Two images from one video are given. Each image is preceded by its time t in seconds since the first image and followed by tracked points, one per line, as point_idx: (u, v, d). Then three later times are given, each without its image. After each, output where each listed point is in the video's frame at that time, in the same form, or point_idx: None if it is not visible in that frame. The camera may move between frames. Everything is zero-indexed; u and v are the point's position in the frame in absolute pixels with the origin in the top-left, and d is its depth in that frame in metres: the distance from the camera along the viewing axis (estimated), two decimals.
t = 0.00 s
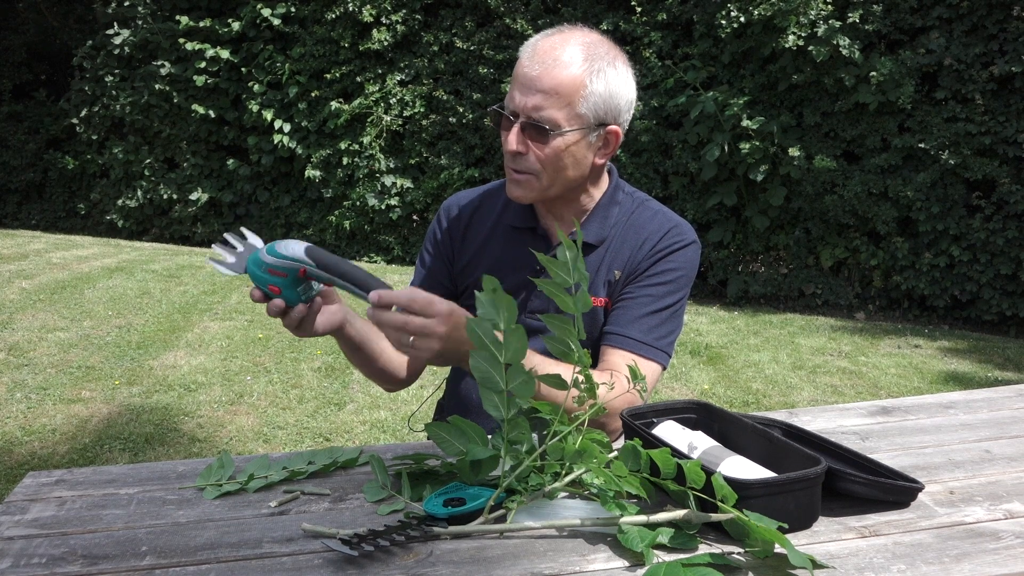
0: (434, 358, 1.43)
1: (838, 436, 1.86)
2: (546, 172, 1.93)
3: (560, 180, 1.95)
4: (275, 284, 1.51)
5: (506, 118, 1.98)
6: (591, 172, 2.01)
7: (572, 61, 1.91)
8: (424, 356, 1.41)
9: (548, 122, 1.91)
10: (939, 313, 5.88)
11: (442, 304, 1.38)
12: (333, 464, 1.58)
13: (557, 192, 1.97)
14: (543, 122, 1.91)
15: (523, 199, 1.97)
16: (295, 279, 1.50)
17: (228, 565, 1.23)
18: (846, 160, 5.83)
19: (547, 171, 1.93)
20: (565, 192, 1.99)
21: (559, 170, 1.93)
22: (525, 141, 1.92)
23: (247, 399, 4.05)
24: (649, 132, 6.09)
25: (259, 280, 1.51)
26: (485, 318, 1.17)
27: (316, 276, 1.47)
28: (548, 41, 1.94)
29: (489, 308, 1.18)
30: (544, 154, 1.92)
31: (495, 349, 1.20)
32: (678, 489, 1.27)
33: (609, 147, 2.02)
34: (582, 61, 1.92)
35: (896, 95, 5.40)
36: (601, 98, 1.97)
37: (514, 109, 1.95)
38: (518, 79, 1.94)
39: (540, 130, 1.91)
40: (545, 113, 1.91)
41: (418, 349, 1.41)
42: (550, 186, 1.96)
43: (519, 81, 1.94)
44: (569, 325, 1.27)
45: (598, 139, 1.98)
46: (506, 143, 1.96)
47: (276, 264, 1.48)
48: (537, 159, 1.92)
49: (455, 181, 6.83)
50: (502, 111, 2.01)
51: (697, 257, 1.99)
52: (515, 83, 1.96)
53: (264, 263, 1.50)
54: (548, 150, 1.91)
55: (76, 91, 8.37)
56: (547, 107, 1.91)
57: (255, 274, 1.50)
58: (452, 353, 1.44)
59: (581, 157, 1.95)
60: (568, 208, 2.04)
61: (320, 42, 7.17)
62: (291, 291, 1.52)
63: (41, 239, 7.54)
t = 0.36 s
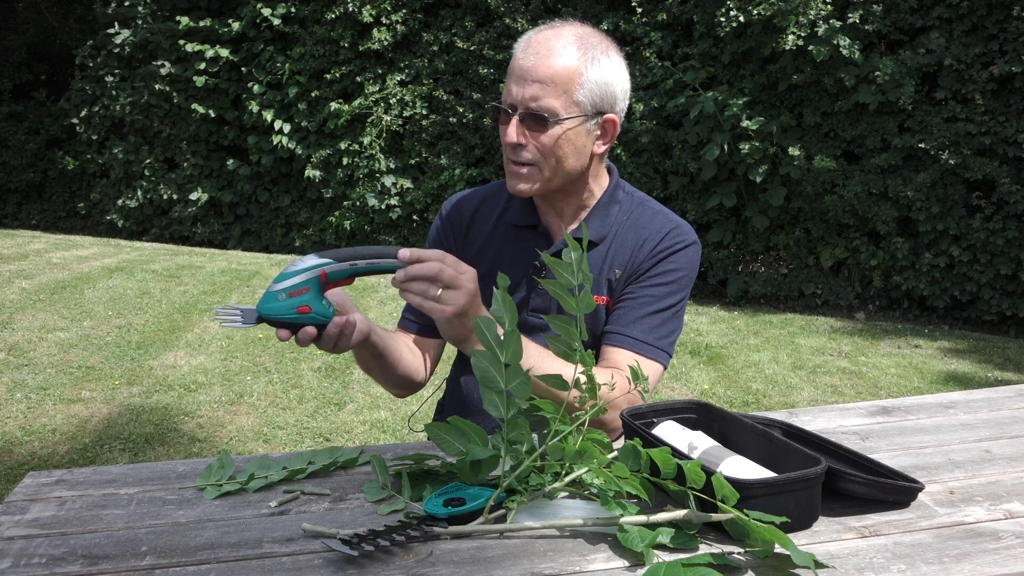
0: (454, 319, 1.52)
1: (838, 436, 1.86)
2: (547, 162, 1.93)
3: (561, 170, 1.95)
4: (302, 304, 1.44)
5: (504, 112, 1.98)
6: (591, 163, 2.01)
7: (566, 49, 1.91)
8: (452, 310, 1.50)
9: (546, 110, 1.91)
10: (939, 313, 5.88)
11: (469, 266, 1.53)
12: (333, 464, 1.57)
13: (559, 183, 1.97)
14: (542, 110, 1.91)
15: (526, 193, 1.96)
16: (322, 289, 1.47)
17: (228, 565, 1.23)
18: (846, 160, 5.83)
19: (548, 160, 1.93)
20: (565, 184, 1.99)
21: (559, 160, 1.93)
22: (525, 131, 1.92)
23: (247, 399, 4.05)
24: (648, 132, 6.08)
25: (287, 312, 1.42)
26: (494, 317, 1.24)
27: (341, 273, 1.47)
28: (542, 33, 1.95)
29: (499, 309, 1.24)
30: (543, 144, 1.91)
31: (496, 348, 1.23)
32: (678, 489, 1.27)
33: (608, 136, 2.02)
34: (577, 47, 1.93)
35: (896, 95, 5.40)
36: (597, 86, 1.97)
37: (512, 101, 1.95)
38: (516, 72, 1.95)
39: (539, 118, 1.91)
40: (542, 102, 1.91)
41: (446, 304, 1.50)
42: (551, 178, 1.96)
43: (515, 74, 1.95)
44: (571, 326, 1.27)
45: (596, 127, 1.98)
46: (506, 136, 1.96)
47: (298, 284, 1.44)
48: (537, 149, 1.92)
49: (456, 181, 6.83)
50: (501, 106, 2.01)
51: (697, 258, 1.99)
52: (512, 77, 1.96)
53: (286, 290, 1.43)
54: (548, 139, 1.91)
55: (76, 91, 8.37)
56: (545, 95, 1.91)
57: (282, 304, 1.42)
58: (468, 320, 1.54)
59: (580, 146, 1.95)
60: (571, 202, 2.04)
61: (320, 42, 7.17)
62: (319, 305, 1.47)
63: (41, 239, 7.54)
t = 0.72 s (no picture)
0: (443, 298, 1.66)
1: (838, 436, 1.86)
2: (546, 169, 1.93)
3: (561, 178, 1.95)
4: (323, 273, 1.58)
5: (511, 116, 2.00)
6: (594, 173, 2.00)
7: (574, 59, 1.91)
8: (438, 285, 1.66)
9: (548, 119, 1.92)
10: (939, 313, 5.88)
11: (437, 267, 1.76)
12: (333, 464, 1.57)
13: (558, 190, 1.97)
14: (544, 118, 1.92)
15: (525, 197, 1.97)
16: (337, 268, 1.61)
17: (228, 565, 1.23)
18: (846, 160, 5.83)
19: (547, 168, 1.93)
20: (566, 191, 1.99)
21: (558, 168, 1.94)
22: (526, 137, 1.93)
23: (247, 399, 4.05)
24: (649, 132, 6.08)
25: (307, 282, 1.56)
26: (515, 316, 1.23)
27: (344, 264, 1.61)
28: (554, 40, 1.95)
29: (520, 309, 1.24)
30: (543, 151, 1.92)
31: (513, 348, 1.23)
32: (678, 489, 1.27)
33: (613, 147, 2.01)
34: (586, 58, 1.92)
35: (896, 95, 5.40)
36: (603, 97, 1.96)
37: (518, 105, 1.96)
38: (524, 77, 1.95)
39: (540, 126, 1.92)
40: (545, 110, 1.92)
41: (432, 283, 1.66)
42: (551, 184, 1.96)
43: (524, 78, 1.96)
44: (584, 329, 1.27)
45: (600, 139, 1.97)
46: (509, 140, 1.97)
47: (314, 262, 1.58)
48: (537, 155, 1.93)
49: (455, 181, 6.82)
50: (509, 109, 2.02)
51: (698, 258, 1.99)
52: (521, 81, 1.97)
53: (304, 267, 1.57)
54: (548, 147, 1.92)
55: (76, 91, 8.37)
56: (548, 103, 1.92)
57: (303, 275, 1.56)
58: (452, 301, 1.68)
59: (582, 156, 1.94)
60: (573, 209, 2.04)
61: (320, 42, 7.17)
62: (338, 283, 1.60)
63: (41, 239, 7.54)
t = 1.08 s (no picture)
0: (443, 297, 1.66)
1: (838, 436, 1.86)
2: (549, 167, 1.93)
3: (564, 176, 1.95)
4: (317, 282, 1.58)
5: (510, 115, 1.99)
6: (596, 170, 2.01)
7: (575, 57, 1.91)
8: (439, 284, 1.66)
9: (551, 117, 1.92)
10: (939, 313, 5.87)
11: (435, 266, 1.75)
12: (333, 464, 1.57)
13: (561, 189, 1.97)
14: (546, 117, 1.92)
15: (528, 196, 1.97)
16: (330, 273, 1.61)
17: (228, 565, 1.23)
18: (846, 160, 5.83)
19: (550, 167, 1.93)
20: (568, 190, 1.99)
21: (561, 167, 1.94)
22: (528, 135, 1.93)
23: (247, 399, 4.05)
24: (649, 133, 6.08)
25: (303, 290, 1.56)
26: (505, 316, 1.24)
27: (339, 269, 1.62)
28: (554, 38, 1.95)
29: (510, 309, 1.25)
30: (546, 149, 1.92)
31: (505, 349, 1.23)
32: (677, 488, 1.27)
33: (614, 144, 2.02)
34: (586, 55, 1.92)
35: (896, 95, 5.40)
36: (605, 95, 1.97)
37: (518, 104, 1.96)
38: (524, 75, 1.95)
39: (543, 125, 1.92)
40: (548, 108, 1.92)
41: (432, 282, 1.66)
42: (554, 183, 1.96)
43: (524, 77, 1.95)
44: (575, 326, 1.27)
45: (602, 136, 1.98)
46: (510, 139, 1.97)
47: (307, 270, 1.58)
48: (540, 154, 1.92)
49: (455, 181, 6.82)
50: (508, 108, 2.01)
51: (698, 258, 1.99)
52: (521, 80, 1.96)
53: (297, 276, 1.57)
54: (552, 146, 1.91)
55: (76, 91, 8.37)
56: (550, 101, 1.91)
57: (298, 285, 1.56)
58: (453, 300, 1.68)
59: (585, 154, 1.95)
60: (575, 208, 2.04)
61: (320, 42, 7.17)
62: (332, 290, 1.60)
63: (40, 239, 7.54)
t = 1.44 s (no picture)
0: (453, 296, 1.59)
1: (838, 436, 1.86)
2: (549, 163, 1.93)
3: (564, 172, 1.95)
4: (316, 288, 1.58)
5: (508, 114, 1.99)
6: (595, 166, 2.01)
7: (571, 51, 1.91)
8: (451, 282, 1.59)
9: (550, 112, 1.92)
10: (939, 313, 5.87)
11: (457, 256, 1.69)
12: (333, 464, 1.57)
13: (561, 184, 1.97)
14: (545, 112, 1.92)
15: (528, 194, 1.96)
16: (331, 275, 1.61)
17: (228, 565, 1.23)
18: (846, 160, 5.83)
19: (550, 162, 1.93)
20: (568, 187, 1.99)
21: (561, 162, 1.94)
22: (527, 132, 1.92)
23: (247, 399, 4.05)
24: (649, 133, 6.08)
25: (303, 296, 1.57)
26: (492, 317, 1.24)
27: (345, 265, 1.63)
28: (549, 34, 1.95)
29: (496, 310, 1.25)
30: (546, 145, 1.92)
31: (495, 350, 1.23)
32: (677, 488, 1.27)
33: (612, 139, 2.02)
34: (582, 49, 1.93)
35: (896, 95, 5.40)
36: (602, 88, 1.97)
37: (516, 102, 1.96)
38: (521, 72, 1.95)
39: (542, 120, 1.92)
40: (546, 103, 1.92)
41: (445, 277, 1.59)
42: (554, 179, 1.96)
43: (520, 74, 1.95)
44: (570, 325, 1.27)
45: (600, 130, 1.98)
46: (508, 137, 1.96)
47: (308, 272, 1.58)
48: (540, 150, 1.92)
49: (455, 181, 6.82)
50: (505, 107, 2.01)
51: (698, 257, 1.98)
52: (517, 77, 1.96)
53: (298, 280, 1.57)
54: (551, 141, 1.91)
55: (76, 91, 8.38)
56: (549, 96, 1.91)
57: (298, 292, 1.56)
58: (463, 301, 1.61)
59: (584, 148, 1.95)
60: (574, 206, 2.04)
61: (320, 42, 7.17)
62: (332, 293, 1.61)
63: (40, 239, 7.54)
